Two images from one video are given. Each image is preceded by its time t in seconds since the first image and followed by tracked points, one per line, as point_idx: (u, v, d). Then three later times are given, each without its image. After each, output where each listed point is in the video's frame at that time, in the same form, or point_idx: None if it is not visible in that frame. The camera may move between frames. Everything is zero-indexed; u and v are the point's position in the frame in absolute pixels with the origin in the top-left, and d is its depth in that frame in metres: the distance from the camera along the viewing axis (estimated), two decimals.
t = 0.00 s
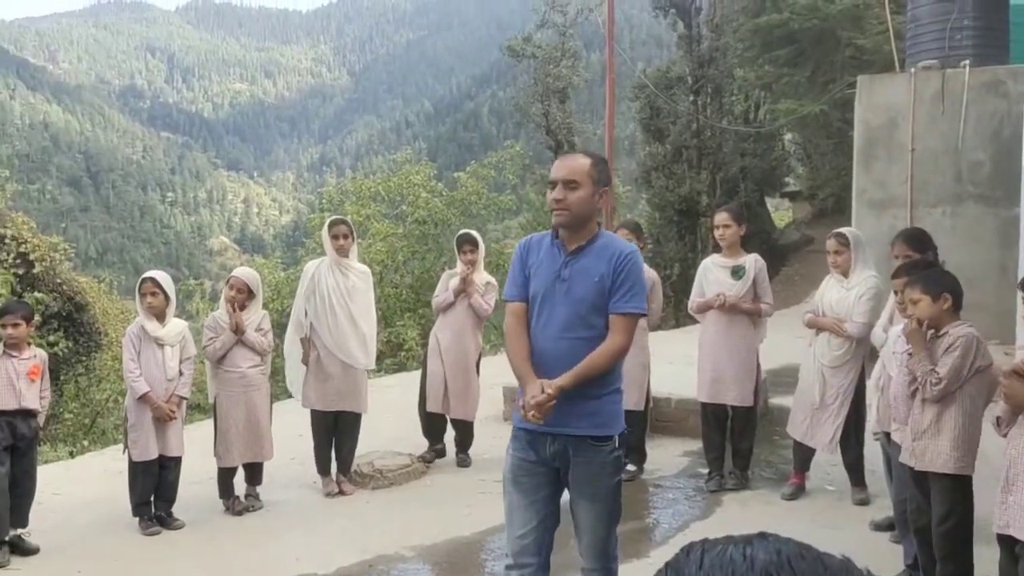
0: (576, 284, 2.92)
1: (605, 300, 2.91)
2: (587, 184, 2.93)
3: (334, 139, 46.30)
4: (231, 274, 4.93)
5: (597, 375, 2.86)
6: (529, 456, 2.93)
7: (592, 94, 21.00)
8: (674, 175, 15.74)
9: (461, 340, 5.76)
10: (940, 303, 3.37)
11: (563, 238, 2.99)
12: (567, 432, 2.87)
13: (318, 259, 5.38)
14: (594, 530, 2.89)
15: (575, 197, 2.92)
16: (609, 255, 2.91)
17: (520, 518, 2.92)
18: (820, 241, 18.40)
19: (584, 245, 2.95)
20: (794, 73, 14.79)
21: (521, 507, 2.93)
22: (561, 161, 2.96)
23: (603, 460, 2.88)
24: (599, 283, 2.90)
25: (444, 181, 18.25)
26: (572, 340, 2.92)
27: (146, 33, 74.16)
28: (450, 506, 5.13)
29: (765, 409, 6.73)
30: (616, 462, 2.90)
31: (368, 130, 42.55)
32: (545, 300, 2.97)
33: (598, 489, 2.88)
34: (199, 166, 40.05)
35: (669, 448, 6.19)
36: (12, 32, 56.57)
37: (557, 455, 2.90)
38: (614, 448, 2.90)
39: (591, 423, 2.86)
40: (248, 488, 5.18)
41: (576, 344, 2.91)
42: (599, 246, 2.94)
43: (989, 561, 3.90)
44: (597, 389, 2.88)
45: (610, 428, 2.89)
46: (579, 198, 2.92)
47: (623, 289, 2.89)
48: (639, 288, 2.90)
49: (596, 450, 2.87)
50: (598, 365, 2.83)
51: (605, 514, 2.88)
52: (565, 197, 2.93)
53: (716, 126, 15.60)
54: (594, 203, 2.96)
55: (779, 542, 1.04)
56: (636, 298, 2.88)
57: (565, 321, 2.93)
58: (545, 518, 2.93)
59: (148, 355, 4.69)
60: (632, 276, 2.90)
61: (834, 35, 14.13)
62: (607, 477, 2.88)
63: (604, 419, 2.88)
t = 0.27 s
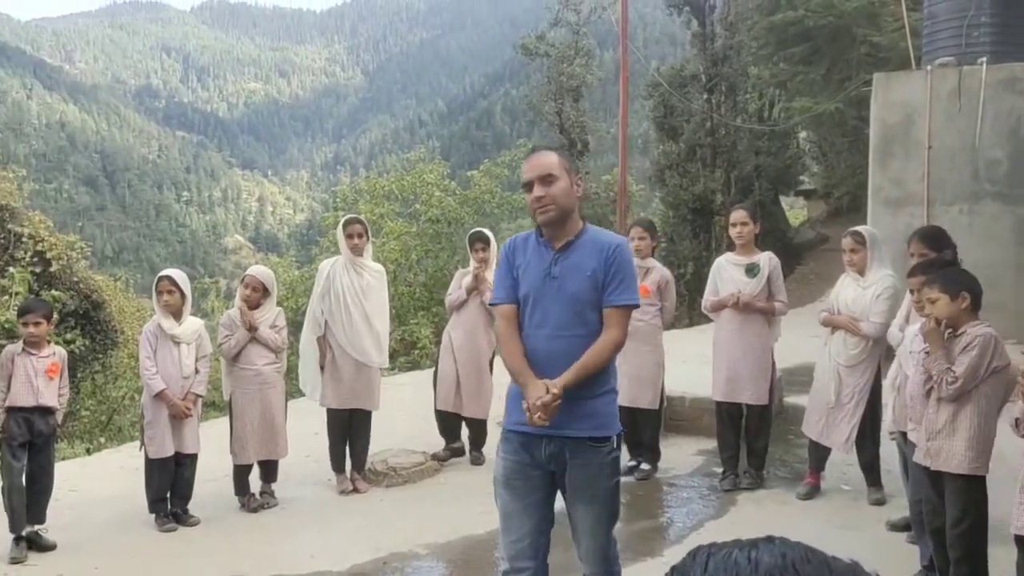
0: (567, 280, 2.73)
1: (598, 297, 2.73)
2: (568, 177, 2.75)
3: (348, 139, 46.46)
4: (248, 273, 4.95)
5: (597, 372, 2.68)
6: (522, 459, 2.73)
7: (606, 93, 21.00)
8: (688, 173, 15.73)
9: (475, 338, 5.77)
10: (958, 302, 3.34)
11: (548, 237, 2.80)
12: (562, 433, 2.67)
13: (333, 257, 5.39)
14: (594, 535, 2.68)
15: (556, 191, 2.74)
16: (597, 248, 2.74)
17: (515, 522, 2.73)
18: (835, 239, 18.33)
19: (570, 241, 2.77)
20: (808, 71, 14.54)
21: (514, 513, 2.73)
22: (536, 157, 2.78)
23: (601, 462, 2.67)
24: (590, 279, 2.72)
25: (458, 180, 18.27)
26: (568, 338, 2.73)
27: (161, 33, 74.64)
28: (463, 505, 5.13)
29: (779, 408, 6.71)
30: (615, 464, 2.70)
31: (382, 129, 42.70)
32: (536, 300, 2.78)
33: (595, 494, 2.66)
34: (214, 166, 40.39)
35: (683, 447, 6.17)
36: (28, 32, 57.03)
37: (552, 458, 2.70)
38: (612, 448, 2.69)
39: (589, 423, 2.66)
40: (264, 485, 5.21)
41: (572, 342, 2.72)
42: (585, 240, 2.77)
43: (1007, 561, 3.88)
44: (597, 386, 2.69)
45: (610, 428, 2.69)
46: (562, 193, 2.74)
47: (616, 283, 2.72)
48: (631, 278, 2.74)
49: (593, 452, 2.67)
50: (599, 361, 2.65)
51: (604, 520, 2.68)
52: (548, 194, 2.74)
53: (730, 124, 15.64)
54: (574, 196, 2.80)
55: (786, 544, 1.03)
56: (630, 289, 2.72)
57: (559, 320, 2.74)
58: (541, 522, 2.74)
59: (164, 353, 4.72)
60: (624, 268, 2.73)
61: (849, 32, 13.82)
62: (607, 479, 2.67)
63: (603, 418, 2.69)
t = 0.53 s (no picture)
0: (553, 282, 2.51)
1: (587, 297, 2.52)
2: (547, 175, 2.55)
3: (362, 140, 46.61)
4: (263, 274, 4.96)
5: (591, 374, 2.46)
6: (517, 465, 2.54)
7: (619, 93, 20.98)
8: (701, 175, 15.69)
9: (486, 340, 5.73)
10: (977, 301, 3.32)
11: (532, 240, 2.59)
12: (558, 437, 2.46)
13: (345, 259, 5.40)
14: (593, 545, 2.46)
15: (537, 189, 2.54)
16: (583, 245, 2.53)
17: (513, 531, 2.55)
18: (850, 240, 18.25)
19: (554, 241, 2.56)
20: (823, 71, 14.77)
21: (512, 523, 2.55)
22: (511, 157, 2.57)
23: (599, 465, 2.46)
24: (577, 280, 2.51)
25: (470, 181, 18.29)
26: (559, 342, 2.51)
27: (176, 35, 75.10)
28: (476, 507, 5.12)
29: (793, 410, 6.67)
30: (616, 466, 2.49)
31: (396, 130, 42.83)
32: (522, 306, 2.56)
33: (593, 500, 2.45)
34: (228, 168, 40.57)
35: (697, 449, 6.15)
36: (45, 34, 57.47)
37: (546, 462, 2.49)
38: (610, 450, 2.48)
39: (587, 425, 2.46)
40: (278, 486, 5.22)
41: (561, 347, 2.51)
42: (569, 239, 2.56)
43: None
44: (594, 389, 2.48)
45: (607, 430, 2.48)
46: (543, 194, 2.54)
47: (604, 282, 2.51)
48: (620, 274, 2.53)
49: (589, 453, 2.46)
50: (591, 364, 2.44)
51: (605, 526, 2.46)
52: (528, 198, 2.53)
53: (744, 125, 15.50)
54: (556, 194, 2.58)
55: (796, 558, 1.04)
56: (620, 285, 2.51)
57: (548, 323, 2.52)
58: (540, 531, 2.55)
59: (180, 354, 4.74)
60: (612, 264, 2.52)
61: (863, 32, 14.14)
62: (607, 481, 2.46)
63: (603, 420, 2.48)
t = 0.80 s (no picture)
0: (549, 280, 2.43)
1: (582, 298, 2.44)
2: (549, 175, 2.48)
3: (375, 142, 46.72)
4: (279, 276, 4.95)
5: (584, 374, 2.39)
6: (519, 470, 2.49)
7: (632, 94, 20.94)
8: (715, 175, 15.71)
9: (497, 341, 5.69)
10: (997, 304, 3.31)
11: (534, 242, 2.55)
12: (557, 441, 2.40)
13: (358, 260, 5.40)
14: (594, 551, 2.40)
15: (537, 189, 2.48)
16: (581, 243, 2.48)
17: (519, 534, 2.52)
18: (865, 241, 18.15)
19: (554, 241, 2.53)
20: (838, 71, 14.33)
21: (517, 528, 2.51)
22: (517, 156, 2.53)
23: (600, 469, 2.40)
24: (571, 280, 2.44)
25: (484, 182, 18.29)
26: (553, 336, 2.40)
27: (192, 37, 75.59)
28: (489, 509, 5.12)
29: (809, 412, 6.64)
30: (618, 470, 2.43)
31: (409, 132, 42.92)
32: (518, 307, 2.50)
33: (594, 505, 2.39)
34: (242, 170, 40.74)
35: (711, 451, 6.13)
36: (62, 38, 57.94)
37: (546, 466, 2.44)
38: (612, 453, 2.42)
39: (586, 428, 2.40)
40: (292, 487, 5.24)
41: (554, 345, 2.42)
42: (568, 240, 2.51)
43: None
44: (590, 389, 2.42)
45: (608, 433, 2.42)
46: (540, 195, 2.48)
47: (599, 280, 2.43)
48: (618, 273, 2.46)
49: (589, 458, 2.40)
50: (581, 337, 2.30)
51: (609, 532, 2.41)
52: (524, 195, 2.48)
53: (758, 125, 15.47)
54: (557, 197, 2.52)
55: None
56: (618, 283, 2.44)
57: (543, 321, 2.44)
58: (546, 535, 2.52)
59: (195, 355, 4.76)
60: (609, 261, 2.45)
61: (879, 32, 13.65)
62: (609, 485, 2.41)
63: (603, 422, 2.42)
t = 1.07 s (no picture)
0: (562, 276, 2.39)
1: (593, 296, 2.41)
2: (564, 174, 2.42)
3: (389, 142, 46.84)
4: (292, 276, 4.94)
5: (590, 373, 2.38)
6: (528, 472, 2.48)
7: (646, 94, 20.89)
8: (729, 175, 15.68)
9: (509, 341, 5.69)
10: (1019, 304, 3.28)
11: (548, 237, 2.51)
12: (564, 440, 2.39)
13: (371, 260, 5.41)
14: (600, 556, 2.39)
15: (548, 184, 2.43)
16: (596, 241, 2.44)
17: (530, 534, 2.52)
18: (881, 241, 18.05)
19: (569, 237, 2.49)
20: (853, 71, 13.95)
21: (528, 529, 2.51)
22: (538, 150, 2.48)
23: (605, 473, 2.38)
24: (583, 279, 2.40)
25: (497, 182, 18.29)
26: (564, 334, 2.38)
27: (207, 39, 76.01)
28: (503, 508, 5.11)
29: (824, 412, 6.60)
30: (625, 473, 2.41)
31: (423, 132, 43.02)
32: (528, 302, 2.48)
33: (601, 509, 2.38)
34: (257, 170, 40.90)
35: (726, 452, 6.11)
36: (78, 39, 58.35)
37: (554, 468, 2.44)
38: (618, 457, 2.40)
39: (593, 429, 2.38)
40: (306, 486, 5.25)
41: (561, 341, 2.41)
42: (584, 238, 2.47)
43: None
44: (598, 389, 2.40)
45: (614, 436, 2.40)
46: (552, 193, 2.42)
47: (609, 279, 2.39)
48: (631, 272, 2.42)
49: (594, 461, 2.38)
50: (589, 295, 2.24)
51: (616, 536, 2.39)
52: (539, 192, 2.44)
53: (772, 125, 15.37)
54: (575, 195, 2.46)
55: None
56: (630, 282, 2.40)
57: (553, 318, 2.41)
58: (556, 536, 2.51)
59: (209, 354, 4.78)
60: (623, 259, 2.41)
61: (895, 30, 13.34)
62: (615, 490, 2.39)
63: (611, 422, 2.40)
